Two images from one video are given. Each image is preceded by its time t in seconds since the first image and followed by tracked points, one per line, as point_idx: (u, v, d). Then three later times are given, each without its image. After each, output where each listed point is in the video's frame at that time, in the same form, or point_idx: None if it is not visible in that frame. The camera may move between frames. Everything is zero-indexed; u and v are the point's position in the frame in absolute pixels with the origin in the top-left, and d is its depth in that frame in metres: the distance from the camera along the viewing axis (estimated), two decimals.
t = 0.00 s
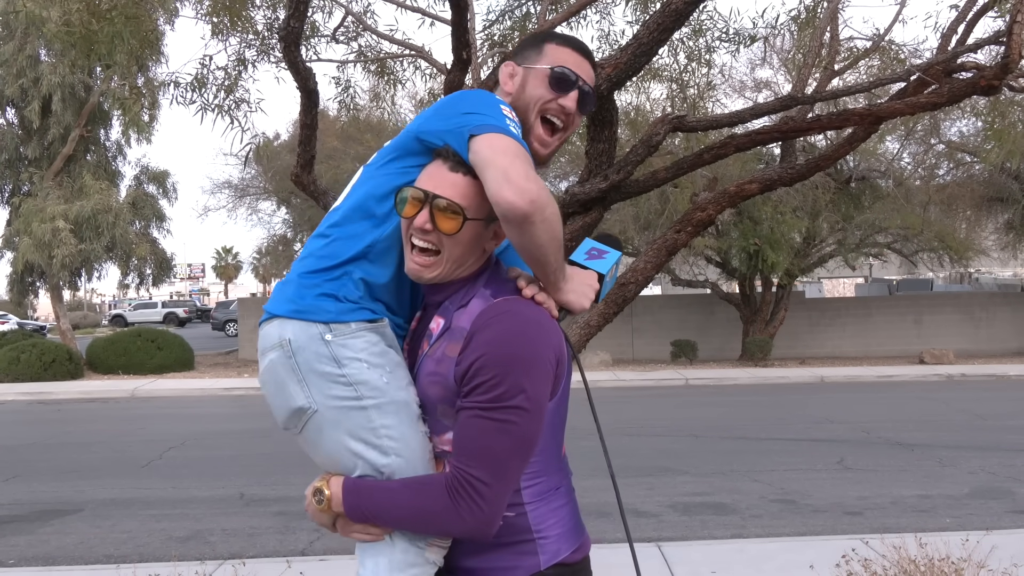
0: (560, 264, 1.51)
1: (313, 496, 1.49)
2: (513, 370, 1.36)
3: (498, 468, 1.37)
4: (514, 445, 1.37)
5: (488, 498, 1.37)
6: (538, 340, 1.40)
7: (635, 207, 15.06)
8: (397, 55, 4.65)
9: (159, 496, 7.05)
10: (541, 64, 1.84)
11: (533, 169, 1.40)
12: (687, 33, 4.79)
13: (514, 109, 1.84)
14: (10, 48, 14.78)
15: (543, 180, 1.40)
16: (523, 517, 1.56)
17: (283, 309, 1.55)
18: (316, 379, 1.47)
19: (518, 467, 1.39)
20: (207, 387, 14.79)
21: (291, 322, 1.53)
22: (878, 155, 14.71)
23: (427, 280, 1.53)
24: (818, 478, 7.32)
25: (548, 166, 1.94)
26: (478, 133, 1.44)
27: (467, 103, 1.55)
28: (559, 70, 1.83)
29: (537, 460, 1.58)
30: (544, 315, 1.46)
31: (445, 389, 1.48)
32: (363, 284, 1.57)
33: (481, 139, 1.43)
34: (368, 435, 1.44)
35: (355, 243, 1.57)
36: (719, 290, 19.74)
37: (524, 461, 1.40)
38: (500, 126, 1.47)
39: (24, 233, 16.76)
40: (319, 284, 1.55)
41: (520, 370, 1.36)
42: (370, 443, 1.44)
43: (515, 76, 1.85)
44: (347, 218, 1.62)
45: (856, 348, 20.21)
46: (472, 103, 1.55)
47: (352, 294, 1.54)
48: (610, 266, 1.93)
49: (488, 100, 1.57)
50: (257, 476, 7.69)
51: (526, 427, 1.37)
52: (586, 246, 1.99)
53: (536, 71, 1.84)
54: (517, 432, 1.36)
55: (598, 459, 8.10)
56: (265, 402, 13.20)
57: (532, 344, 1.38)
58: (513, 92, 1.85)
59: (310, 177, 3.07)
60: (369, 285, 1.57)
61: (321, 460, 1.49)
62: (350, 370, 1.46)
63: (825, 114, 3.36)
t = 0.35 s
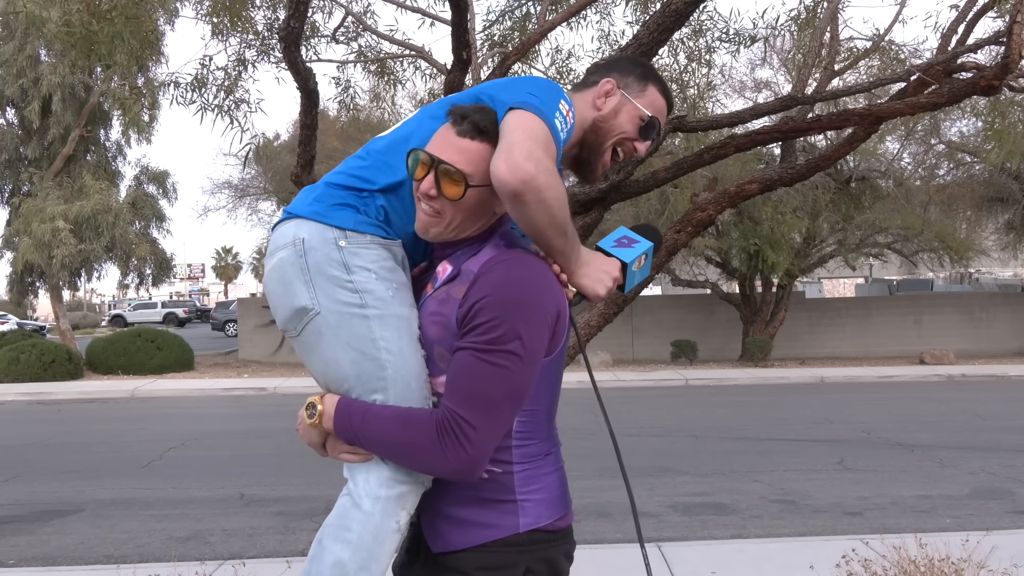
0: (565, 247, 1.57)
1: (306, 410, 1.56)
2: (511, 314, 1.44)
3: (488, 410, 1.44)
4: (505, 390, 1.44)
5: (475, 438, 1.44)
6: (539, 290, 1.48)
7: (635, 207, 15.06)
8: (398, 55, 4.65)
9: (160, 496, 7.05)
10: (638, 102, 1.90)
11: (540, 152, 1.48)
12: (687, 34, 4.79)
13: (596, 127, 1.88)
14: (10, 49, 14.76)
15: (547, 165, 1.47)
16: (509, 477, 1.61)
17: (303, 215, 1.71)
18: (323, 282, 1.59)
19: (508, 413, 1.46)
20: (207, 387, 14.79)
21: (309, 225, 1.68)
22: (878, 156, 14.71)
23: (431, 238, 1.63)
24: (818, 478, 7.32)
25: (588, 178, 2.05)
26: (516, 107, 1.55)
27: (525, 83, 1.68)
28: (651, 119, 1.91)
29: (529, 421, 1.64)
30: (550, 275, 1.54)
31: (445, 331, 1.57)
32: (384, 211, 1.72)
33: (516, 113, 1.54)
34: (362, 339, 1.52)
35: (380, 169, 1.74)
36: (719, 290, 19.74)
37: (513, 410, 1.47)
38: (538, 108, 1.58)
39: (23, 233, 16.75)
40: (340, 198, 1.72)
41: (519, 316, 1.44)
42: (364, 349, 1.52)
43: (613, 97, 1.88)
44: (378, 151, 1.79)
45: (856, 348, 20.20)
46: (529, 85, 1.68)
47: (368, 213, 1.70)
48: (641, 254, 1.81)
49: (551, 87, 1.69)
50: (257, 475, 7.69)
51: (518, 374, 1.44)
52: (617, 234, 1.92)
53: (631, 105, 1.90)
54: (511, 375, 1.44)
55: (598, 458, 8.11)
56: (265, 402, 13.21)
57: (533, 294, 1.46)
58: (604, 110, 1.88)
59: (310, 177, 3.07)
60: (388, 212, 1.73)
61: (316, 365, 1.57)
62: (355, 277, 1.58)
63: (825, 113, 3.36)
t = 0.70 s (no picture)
0: (554, 268, 1.56)
1: (303, 407, 1.58)
2: (502, 319, 1.43)
3: (475, 411, 1.44)
4: (494, 392, 1.44)
5: (461, 440, 1.44)
6: (532, 297, 1.48)
7: (635, 207, 15.07)
8: (398, 55, 4.65)
9: (159, 495, 7.05)
10: (641, 125, 1.92)
11: (500, 193, 1.49)
12: (687, 34, 4.79)
13: (598, 148, 1.90)
14: (10, 49, 14.76)
15: (510, 208, 1.49)
16: (495, 473, 1.61)
17: (302, 220, 1.73)
18: (319, 285, 1.60)
19: (496, 416, 1.46)
20: (208, 387, 14.79)
21: (308, 230, 1.69)
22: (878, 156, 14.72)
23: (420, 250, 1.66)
24: (817, 478, 7.32)
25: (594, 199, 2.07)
26: (492, 140, 1.59)
27: (521, 113, 1.72)
28: (653, 142, 1.91)
29: (517, 420, 1.63)
30: (544, 281, 1.53)
31: (440, 332, 1.56)
32: (381, 217, 1.73)
33: (493, 146, 1.57)
34: (356, 341, 1.53)
35: (378, 178, 1.74)
36: (719, 290, 19.75)
37: (500, 413, 1.47)
38: (515, 143, 1.60)
39: (23, 233, 16.76)
40: (338, 204, 1.73)
41: (510, 321, 1.44)
42: (357, 350, 1.52)
43: (617, 118, 1.89)
44: (379, 159, 1.80)
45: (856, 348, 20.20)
46: (524, 115, 1.72)
47: (365, 219, 1.71)
48: (644, 278, 1.75)
49: (542, 116, 1.74)
50: (257, 475, 7.69)
51: (506, 378, 1.44)
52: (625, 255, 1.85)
53: (633, 127, 1.91)
54: (501, 380, 1.44)
55: (598, 459, 8.11)
56: (265, 402, 13.21)
57: (525, 300, 1.46)
58: (607, 130, 1.89)
59: (310, 177, 3.07)
60: (385, 218, 1.73)
61: (314, 366, 1.58)
62: (350, 280, 1.59)
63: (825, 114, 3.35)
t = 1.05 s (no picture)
0: (560, 272, 1.56)
1: (309, 404, 1.57)
2: (505, 320, 1.43)
3: (479, 411, 1.44)
4: (499, 392, 1.44)
5: (467, 440, 1.44)
6: (535, 299, 1.48)
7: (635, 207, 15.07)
8: (398, 55, 4.66)
9: (159, 496, 7.05)
10: (639, 122, 1.91)
11: (511, 200, 1.49)
12: (687, 34, 4.79)
13: (597, 147, 1.90)
14: (11, 49, 14.76)
15: (519, 214, 1.49)
16: (496, 474, 1.61)
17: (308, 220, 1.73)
18: (325, 285, 1.60)
19: (501, 415, 1.46)
20: (207, 387, 14.79)
21: (315, 230, 1.69)
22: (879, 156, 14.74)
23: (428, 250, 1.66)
24: (818, 478, 7.32)
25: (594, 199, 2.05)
26: (502, 143, 1.59)
27: (526, 118, 1.73)
28: (651, 138, 1.90)
29: (519, 421, 1.63)
30: (547, 284, 1.53)
31: (444, 333, 1.56)
32: (388, 217, 1.73)
33: (502, 151, 1.57)
34: (362, 341, 1.53)
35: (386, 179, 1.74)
36: (719, 290, 19.75)
37: (505, 413, 1.47)
38: (523, 147, 1.60)
39: (23, 233, 16.76)
40: (345, 204, 1.72)
41: (513, 321, 1.43)
42: (363, 350, 1.53)
43: (615, 116, 1.89)
44: (386, 159, 1.80)
45: (856, 348, 20.20)
46: (530, 120, 1.72)
47: (372, 220, 1.71)
48: (642, 280, 1.76)
49: (547, 121, 1.75)
50: (257, 475, 7.69)
51: (511, 378, 1.44)
52: (623, 258, 1.86)
53: (631, 125, 1.90)
54: (507, 379, 1.44)
55: (598, 459, 8.10)
56: (265, 402, 13.20)
57: (529, 302, 1.46)
58: (605, 129, 1.89)
59: (310, 178, 3.07)
60: (392, 218, 1.73)
61: (320, 366, 1.59)
62: (358, 281, 1.59)
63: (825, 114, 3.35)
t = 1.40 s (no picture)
0: (563, 260, 1.57)
1: (323, 408, 1.56)
2: (511, 311, 1.43)
3: (493, 402, 1.44)
4: (512, 383, 1.44)
5: (484, 431, 1.44)
6: (540, 287, 1.48)
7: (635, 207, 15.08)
8: (398, 55, 4.66)
9: (160, 496, 7.05)
10: (631, 111, 1.91)
11: (511, 186, 1.50)
12: (687, 34, 4.79)
13: (593, 138, 1.90)
14: (11, 49, 14.77)
15: (520, 202, 1.49)
16: (512, 469, 1.61)
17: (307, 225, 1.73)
18: (329, 287, 1.60)
19: (515, 404, 1.46)
20: (208, 387, 14.79)
21: (314, 235, 1.69)
22: (879, 156, 14.75)
23: (429, 246, 1.67)
24: (818, 478, 7.32)
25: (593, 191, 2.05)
26: (498, 134, 1.60)
27: (522, 109, 1.73)
28: (645, 123, 1.90)
29: (528, 415, 1.64)
30: (549, 272, 1.54)
31: (448, 326, 1.56)
32: (385, 217, 1.73)
33: (499, 140, 1.58)
34: (369, 341, 1.53)
35: (383, 178, 1.74)
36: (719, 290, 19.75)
37: (519, 401, 1.47)
38: (520, 136, 1.61)
39: (24, 233, 16.77)
40: (343, 207, 1.72)
41: (519, 310, 1.44)
42: (371, 350, 1.53)
43: (607, 107, 1.90)
44: (381, 160, 1.80)
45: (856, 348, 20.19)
46: (523, 111, 1.72)
47: (370, 220, 1.71)
48: (644, 272, 1.80)
49: (542, 112, 1.74)
50: (258, 475, 7.70)
51: (523, 366, 1.44)
52: (623, 251, 1.92)
53: (625, 114, 1.91)
54: (520, 368, 1.44)
55: (598, 459, 8.11)
56: (265, 402, 13.21)
57: (534, 291, 1.47)
58: (599, 120, 1.90)
59: (310, 178, 3.07)
60: (390, 218, 1.73)
61: (329, 369, 1.59)
62: (360, 281, 1.59)
63: (825, 114, 3.35)
